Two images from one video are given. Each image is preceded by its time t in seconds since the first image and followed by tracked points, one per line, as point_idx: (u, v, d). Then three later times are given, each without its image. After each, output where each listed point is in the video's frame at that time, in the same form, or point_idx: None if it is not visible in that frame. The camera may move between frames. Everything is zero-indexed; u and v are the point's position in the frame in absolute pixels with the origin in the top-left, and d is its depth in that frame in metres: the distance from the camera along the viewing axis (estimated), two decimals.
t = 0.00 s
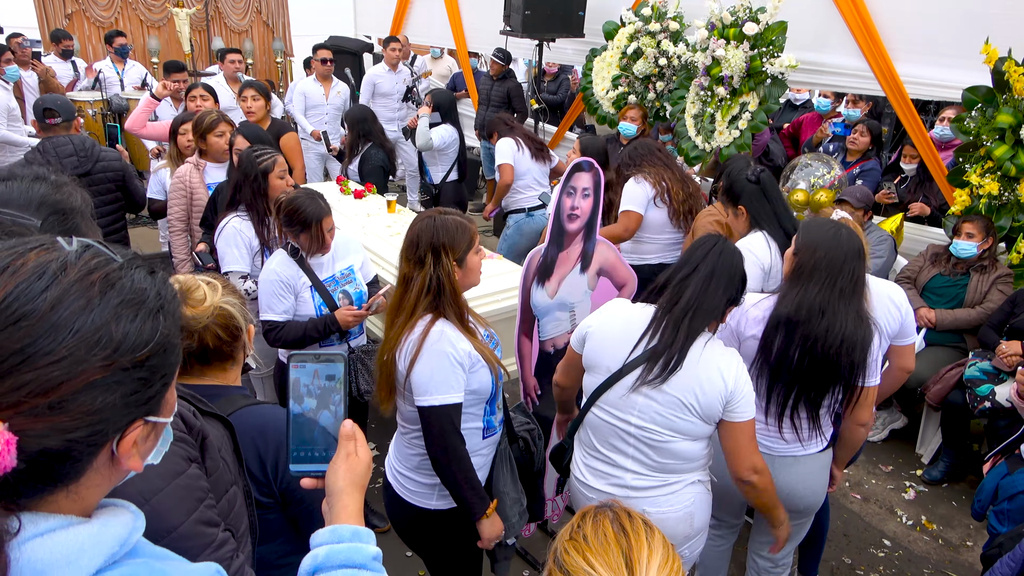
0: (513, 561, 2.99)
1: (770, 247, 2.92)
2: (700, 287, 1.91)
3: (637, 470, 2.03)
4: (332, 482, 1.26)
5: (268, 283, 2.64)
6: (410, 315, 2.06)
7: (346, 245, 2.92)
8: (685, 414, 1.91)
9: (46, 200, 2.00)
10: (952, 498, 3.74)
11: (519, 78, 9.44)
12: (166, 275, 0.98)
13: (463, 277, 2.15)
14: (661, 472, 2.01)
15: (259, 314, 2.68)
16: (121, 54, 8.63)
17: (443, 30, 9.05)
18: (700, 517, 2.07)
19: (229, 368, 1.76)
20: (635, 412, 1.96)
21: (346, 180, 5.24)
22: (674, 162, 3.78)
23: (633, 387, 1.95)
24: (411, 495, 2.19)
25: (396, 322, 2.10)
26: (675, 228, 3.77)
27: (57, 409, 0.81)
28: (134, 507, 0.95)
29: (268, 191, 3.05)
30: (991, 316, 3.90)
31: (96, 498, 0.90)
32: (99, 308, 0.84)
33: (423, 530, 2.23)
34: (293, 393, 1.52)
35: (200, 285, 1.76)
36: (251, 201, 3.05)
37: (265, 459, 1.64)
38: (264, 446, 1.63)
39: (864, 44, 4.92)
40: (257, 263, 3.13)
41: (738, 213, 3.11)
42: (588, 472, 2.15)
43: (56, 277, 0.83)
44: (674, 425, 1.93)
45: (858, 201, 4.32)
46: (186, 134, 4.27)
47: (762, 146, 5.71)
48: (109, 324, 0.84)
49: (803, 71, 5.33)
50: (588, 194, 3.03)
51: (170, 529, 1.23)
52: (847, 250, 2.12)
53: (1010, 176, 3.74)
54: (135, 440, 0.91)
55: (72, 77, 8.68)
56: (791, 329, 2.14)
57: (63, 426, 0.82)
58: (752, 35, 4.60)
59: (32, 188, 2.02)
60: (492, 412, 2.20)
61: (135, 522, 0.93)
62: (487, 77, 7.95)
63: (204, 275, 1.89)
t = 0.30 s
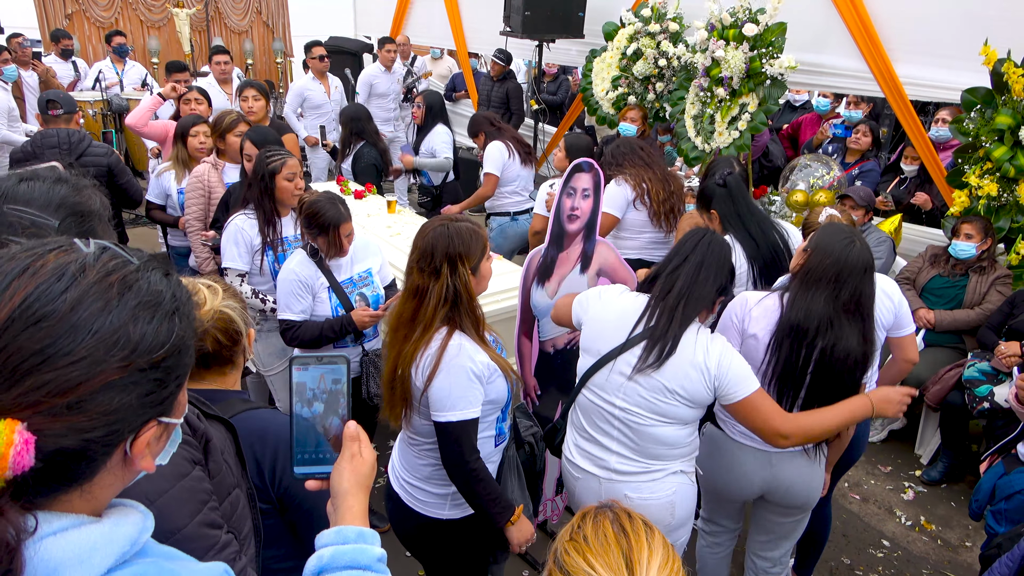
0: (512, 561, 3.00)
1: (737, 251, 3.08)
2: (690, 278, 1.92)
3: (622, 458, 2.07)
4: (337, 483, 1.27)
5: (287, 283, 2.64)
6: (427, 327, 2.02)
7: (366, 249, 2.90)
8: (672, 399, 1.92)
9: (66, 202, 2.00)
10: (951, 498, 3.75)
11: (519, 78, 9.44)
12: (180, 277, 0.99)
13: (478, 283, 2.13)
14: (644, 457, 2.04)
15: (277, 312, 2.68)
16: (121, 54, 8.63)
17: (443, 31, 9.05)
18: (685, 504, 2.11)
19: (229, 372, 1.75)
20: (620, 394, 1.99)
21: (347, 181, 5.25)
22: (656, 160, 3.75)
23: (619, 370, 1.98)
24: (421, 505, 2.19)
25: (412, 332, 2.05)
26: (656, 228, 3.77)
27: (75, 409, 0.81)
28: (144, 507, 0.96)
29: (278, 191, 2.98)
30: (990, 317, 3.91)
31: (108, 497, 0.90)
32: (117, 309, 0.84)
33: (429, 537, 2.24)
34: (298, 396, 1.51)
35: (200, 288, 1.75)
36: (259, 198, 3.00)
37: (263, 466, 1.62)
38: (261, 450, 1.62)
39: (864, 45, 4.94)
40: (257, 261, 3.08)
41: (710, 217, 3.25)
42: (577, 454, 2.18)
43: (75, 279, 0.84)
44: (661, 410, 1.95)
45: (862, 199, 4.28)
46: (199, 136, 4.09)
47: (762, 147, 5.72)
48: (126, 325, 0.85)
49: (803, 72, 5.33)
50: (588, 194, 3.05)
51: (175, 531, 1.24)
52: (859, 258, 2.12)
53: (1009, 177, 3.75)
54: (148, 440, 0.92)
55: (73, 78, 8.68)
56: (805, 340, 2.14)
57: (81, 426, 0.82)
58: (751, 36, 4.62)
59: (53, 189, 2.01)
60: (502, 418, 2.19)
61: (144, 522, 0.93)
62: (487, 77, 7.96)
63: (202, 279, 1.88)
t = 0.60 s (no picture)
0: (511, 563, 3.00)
1: (723, 251, 3.09)
2: (663, 265, 1.98)
3: (608, 448, 2.08)
4: (335, 489, 1.26)
5: (293, 287, 2.63)
6: (444, 336, 2.01)
7: (370, 251, 2.90)
8: (654, 386, 1.93)
9: (73, 209, 1.95)
10: (951, 500, 3.75)
11: (518, 79, 9.45)
12: (179, 284, 0.98)
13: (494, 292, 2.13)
14: (627, 451, 2.05)
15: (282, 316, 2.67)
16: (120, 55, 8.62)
17: (442, 31, 9.05)
18: (663, 511, 2.09)
19: (228, 378, 1.75)
20: (607, 382, 2.02)
21: (346, 183, 5.24)
22: (645, 158, 3.76)
23: (607, 358, 2.01)
24: (430, 510, 2.18)
25: (428, 339, 2.04)
26: (646, 225, 3.74)
27: (74, 418, 0.81)
28: (143, 515, 0.95)
29: (272, 196, 2.98)
30: (990, 319, 3.91)
31: (107, 505, 0.89)
32: (118, 317, 0.84)
33: (435, 541, 2.23)
34: (297, 401, 1.50)
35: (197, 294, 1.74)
36: (258, 202, 3.00)
37: (261, 473, 1.62)
38: (259, 457, 1.62)
39: (863, 46, 4.93)
40: (251, 264, 3.07)
41: (703, 217, 3.29)
42: (570, 445, 2.21)
43: (76, 286, 0.83)
44: (645, 399, 1.96)
45: (862, 201, 4.27)
46: (195, 142, 4.09)
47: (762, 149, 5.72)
48: (127, 334, 0.84)
49: (802, 73, 5.33)
50: (588, 196, 3.07)
51: (171, 542, 1.23)
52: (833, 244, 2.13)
53: (1008, 178, 3.75)
54: (148, 449, 0.91)
55: (72, 79, 8.67)
56: (790, 335, 2.14)
57: (80, 435, 0.81)
58: (751, 37, 4.61)
59: (59, 196, 1.96)
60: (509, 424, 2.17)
61: (143, 529, 0.93)
62: (486, 78, 7.96)
63: (202, 285, 1.88)
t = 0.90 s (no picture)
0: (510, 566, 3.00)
1: (727, 250, 3.10)
2: (655, 267, 2.00)
3: (614, 454, 2.08)
4: (337, 499, 1.27)
5: (293, 295, 2.61)
6: (462, 332, 2.02)
7: (370, 257, 2.89)
8: (659, 390, 1.93)
9: (63, 216, 1.95)
10: (949, 505, 3.76)
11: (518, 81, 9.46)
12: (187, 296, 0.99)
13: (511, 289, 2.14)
14: (633, 456, 2.05)
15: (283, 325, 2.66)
16: (121, 55, 8.62)
17: (443, 33, 9.06)
18: (669, 516, 2.08)
19: (233, 383, 1.76)
20: (614, 389, 2.02)
21: (347, 184, 5.23)
22: (638, 161, 3.81)
23: (611, 366, 2.02)
24: (441, 499, 2.19)
25: (447, 333, 2.04)
26: (637, 228, 3.78)
27: (83, 430, 0.81)
28: (148, 524, 0.96)
29: (259, 205, 2.95)
30: (989, 324, 3.91)
31: (113, 514, 0.90)
32: (128, 330, 0.85)
33: (444, 529, 2.24)
34: (300, 411, 1.51)
35: (203, 299, 1.78)
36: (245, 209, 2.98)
37: (265, 477, 1.62)
38: (263, 463, 1.62)
39: (864, 51, 4.94)
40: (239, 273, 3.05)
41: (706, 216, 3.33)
42: (579, 450, 2.22)
43: (88, 299, 0.84)
44: (651, 404, 1.96)
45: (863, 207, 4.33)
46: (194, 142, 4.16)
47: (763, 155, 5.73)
48: (137, 346, 0.85)
49: (803, 77, 5.33)
50: (588, 201, 3.07)
51: (166, 549, 1.24)
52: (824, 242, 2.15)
53: (1008, 184, 3.75)
54: (154, 459, 0.92)
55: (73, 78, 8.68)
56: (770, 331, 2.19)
57: (88, 446, 0.82)
58: (752, 41, 4.61)
59: (51, 203, 1.97)
60: (523, 419, 2.18)
61: (147, 540, 0.93)
62: (487, 80, 7.96)
63: (208, 289, 1.91)
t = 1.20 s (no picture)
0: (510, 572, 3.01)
1: (746, 255, 3.12)
2: (678, 285, 1.98)
3: (656, 473, 2.05)
4: (343, 517, 1.29)
5: (282, 313, 2.58)
6: (476, 329, 2.03)
7: (356, 272, 2.92)
8: (700, 408, 1.93)
9: (61, 232, 1.79)
10: (948, 511, 3.77)
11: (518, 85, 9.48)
12: (195, 322, 1.02)
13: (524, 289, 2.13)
14: (677, 473, 2.03)
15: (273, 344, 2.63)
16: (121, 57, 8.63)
17: (443, 36, 9.07)
18: (718, 527, 2.08)
19: (236, 395, 1.77)
20: (650, 411, 2.00)
21: (347, 189, 5.20)
22: (622, 163, 4.11)
23: (643, 387, 2.00)
24: (453, 499, 2.20)
25: (459, 331, 2.06)
26: (622, 229, 4.10)
27: (91, 460, 0.84)
28: (156, 547, 1.00)
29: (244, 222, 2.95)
30: (988, 331, 3.92)
31: (121, 537, 0.93)
32: (135, 360, 0.87)
33: (458, 528, 2.26)
34: (304, 431, 1.50)
35: (209, 311, 1.82)
36: (226, 226, 2.96)
37: (269, 489, 1.64)
38: (268, 476, 1.63)
39: (864, 57, 4.95)
40: (227, 290, 3.05)
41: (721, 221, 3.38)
42: (610, 472, 2.18)
43: (96, 329, 0.87)
44: (692, 422, 1.95)
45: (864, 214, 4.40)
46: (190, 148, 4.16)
47: (764, 162, 5.76)
48: (143, 376, 0.87)
49: (803, 83, 5.34)
50: (589, 209, 3.07)
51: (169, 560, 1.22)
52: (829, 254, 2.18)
53: (1007, 192, 3.76)
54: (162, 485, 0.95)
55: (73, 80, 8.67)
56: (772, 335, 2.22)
57: (96, 475, 0.85)
58: (752, 47, 4.62)
59: (48, 219, 1.81)
60: (534, 421, 2.18)
61: (156, 564, 0.98)
62: (488, 84, 7.98)
63: (214, 301, 1.93)
